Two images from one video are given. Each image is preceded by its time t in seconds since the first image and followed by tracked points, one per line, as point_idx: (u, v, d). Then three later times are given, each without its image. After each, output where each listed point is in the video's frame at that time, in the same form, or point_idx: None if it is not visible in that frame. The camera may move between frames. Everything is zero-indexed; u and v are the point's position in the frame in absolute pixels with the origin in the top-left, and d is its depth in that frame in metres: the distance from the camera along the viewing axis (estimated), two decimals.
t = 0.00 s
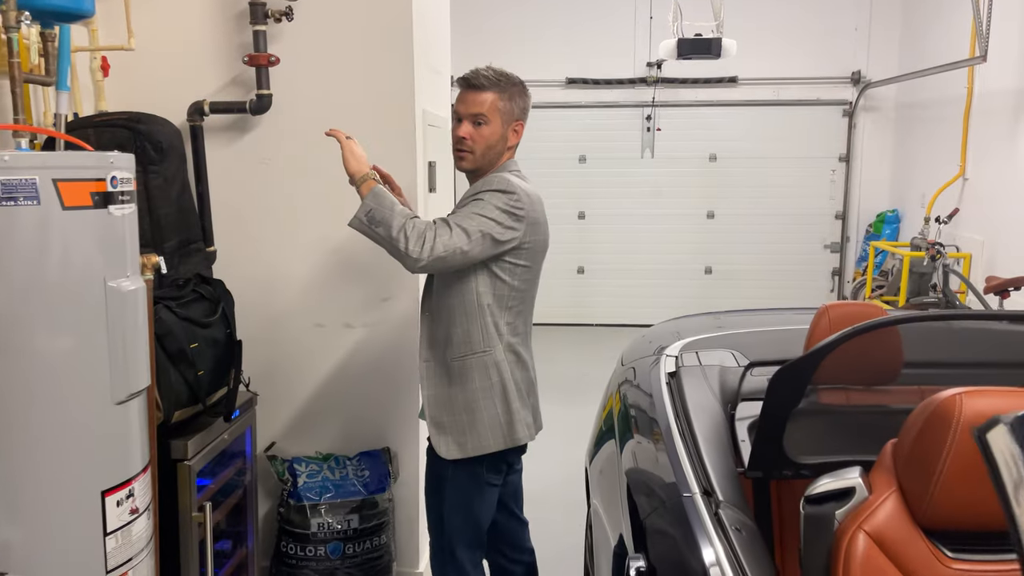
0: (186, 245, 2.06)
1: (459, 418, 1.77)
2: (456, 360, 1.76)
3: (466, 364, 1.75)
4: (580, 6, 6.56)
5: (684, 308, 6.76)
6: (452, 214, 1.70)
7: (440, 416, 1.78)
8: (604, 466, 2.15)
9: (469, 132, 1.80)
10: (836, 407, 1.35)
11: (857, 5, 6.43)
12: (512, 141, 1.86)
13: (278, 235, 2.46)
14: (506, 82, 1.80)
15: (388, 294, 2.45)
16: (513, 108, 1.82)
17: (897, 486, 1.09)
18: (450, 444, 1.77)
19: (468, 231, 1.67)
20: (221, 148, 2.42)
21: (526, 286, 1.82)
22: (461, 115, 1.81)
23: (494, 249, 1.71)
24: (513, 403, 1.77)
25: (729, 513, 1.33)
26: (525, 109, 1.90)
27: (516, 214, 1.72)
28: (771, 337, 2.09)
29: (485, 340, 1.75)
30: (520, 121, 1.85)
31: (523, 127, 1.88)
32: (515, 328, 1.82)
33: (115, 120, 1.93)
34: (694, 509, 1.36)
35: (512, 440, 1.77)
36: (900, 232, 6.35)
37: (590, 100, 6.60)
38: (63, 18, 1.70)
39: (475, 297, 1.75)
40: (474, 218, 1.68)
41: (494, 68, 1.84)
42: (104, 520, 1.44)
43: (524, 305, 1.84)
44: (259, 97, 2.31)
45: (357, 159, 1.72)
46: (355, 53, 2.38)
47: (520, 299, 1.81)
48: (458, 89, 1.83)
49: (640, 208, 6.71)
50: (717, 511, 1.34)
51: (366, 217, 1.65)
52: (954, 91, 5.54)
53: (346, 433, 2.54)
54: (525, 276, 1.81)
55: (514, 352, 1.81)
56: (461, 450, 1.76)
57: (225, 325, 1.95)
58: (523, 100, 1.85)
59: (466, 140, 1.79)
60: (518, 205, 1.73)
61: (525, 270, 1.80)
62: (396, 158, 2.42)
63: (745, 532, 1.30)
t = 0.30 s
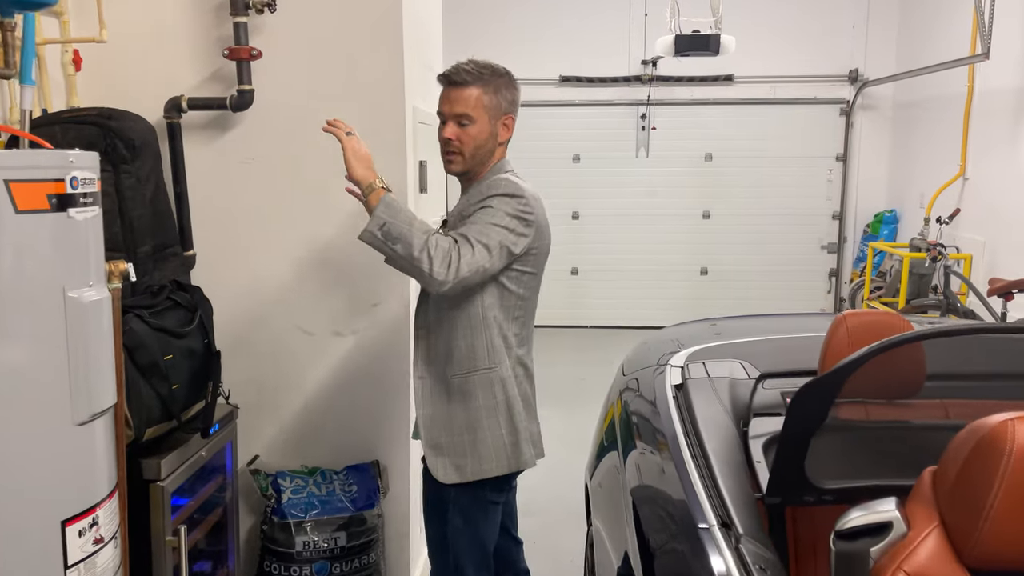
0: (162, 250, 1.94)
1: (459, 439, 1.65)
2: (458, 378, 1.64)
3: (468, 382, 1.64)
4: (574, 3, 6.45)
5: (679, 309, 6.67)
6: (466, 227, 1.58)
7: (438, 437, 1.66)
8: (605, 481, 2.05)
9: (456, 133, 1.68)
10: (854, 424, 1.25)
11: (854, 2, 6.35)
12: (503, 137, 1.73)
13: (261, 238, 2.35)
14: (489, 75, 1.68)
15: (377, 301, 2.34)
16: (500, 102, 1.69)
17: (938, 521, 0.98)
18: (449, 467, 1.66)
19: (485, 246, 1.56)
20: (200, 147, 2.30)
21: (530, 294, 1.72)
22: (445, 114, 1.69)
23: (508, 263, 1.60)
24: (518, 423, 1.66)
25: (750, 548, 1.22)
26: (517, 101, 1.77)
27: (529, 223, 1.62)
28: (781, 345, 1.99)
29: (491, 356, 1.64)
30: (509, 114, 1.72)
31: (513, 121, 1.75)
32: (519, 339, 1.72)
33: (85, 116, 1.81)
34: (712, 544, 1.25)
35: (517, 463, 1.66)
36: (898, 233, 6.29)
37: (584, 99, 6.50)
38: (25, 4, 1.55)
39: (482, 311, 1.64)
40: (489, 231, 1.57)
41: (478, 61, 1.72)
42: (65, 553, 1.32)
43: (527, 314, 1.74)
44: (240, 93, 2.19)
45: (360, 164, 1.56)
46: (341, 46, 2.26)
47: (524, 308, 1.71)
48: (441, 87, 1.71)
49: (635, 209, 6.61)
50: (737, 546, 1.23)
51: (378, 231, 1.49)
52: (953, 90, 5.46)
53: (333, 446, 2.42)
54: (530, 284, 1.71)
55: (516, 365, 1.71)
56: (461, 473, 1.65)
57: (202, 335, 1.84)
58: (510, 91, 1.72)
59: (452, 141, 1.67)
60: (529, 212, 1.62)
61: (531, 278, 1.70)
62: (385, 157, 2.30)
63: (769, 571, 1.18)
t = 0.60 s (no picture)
0: (141, 251, 1.84)
1: (443, 462, 1.55)
2: (446, 397, 1.54)
3: (459, 402, 1.54)
4: None
5: (677, 309, 6.59)
6: (487, 274, 1.47)
7: (419, 459, 1.56)
8: (608, 493, 1.95)
9: (422, 145, 1.59)
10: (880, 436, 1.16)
11: None
12: (476, 134, 1.62)
13: (248, 237, 2.25)
14: (443, 74, 1.56)
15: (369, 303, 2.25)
16: (463, 99, 1.57)
17: (986, 551, 0.86)
18: (429, 492, 1.55)
19: (515, 291, 1.48)
20: (184, 144, 2.20)
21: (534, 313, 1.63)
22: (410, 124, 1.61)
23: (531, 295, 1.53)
24: (513, 446, 1.58)
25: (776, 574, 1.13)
26: (490, 89, 1.64)
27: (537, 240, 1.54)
28: (792, 350, 1.90)
29: (488, 376, 1.55)
30: (478, 108, 1.60)
31: (487, 113, 1.63)
32: (531, 358, 1.64)
33: (59, 110, 1.71)
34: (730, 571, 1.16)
35: (507, 487, 1.58)
36: (898, 232, 6.23)
37: (580, 96, 6.41)
38: None
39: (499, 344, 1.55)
40: (510, 268, 1.48)
41: (435, 57, 1.60)
42: None
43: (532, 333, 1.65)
44: (225, 87, 2.10)
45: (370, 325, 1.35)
46: (331, 37, 2.17)
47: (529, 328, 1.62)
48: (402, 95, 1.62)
49: (632, 207, 6.52)
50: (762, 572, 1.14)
51: (436, 356, 1.40)
52: (955, 87, 5.39)
53: (323, 456, 2.32)
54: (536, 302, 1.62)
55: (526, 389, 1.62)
56: (443, 499, 1.55)
57: (184, 341, 1.74)
58: (474, 84, 1.59)
59: (419, 152, 1.59)
60: (536, 228, 1.53)
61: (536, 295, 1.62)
62: (378, 154, 2.21)
63: None
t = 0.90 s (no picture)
0: (125, 256, 1.77)
1: (455, 482, 1.47)
2: (454, 412, 1.47)
3: (468, 416, 1.47)
4: None
5: (677, 309, 6.53)
6: (488, 293, 1.42)
7: (429, 481, 1.47)
8: (613, 505, 1.88)
9: (411, 147, 1.51)
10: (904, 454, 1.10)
11: None
12: (468, 134, 1.54)
13: (237, 239, 2.17)
14: (433, 71, 1.48)
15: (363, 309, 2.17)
16: (453, 97, 1.50)
17: None
18: (441, 514, 1.47)
19: (518, 308, 1.43)
20: (170, 143, 2.12)
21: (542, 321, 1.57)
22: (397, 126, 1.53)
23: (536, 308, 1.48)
24: (528, 460, 1.51)
25: None
26: (481, 86, 1.57)
27: (542, 249, 1.47)
28: (802, 358, 1.83)
29: (499, 389, 1.48)
30: (469, 106, 1.52)
31: (479, 111, 1.55)
32: (541, 368, 1.57)
33: (37, 109, 1.63)
34: None
35: (524, 503, 1.50)
36: (899, 232, 6.17)
37: (577, 94, 6.34)
38: None
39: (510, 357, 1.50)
40: (514, 285, 1.43)
41: (423, 54, 1.52)
42: None
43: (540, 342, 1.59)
44: (213, 84, 2.02)
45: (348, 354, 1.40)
46: (324, 32, 2.09)
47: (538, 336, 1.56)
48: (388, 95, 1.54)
49: (630, 207, 6.45)
50: None
51: (415, 379, 1.41)
52: (957, 86, 5.32)
53: (317, 466, 2.25)
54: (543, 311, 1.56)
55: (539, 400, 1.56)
56: (456, 520, 1.47)
57: (169, 350, 1.66)
58: (464, 81, 1.52)
59: (408, 155, 1.51)
60: (541, 235, 1.47)
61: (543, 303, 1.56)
62: (372, 154, 2.13)
63: None
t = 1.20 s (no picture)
0: (110, 262, 1.70)
1: (456, 501, 1.41)
2: (455, 428, 1.41)
3: (470, 433, 1.41)
4: None
5: (676, 310, 6.47)
6: (486, 303, 1.35)
7: (429, 500, 1.41)
8: (618, 518, 1.81)
9: (410, 150, 1.44)
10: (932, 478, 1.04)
11: None
12: (469, 135, 1.47)
13: (228, 243, 2.10)
14: (432, 69, 1.41)
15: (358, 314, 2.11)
16: (454, 97, 1.43)
17: None
18: (441, 535, 1.41)
19: (517, 319, 1.36)
20: (158, 144, 2.05)
21: (547, 332, 1.51)
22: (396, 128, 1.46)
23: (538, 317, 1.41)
24: (531, 477, 1.44)
25: None
26: (484, 85, 1.50)
27: (545, 255, 1.40)
28: (815, 368, 1.77)
29: (502, 403, 1.42)
30: (471, 105, 1.45)
31: (481, 111, 1.48)
32: (546, 381, 1.51)
33: (17, 108, 1.56)
34: None
35: (528, 523, 1.44)
36: (901, 232, 6.11)
37: (576, 92, 6.27)
38: None
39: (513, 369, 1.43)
40: (514, 294, 1.36)
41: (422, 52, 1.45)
42: None
43: (546, 353, 1.52)
44: (202, 83, 1.95)
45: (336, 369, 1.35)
46: (318, 28, 2.02)
47: (543, 348, 1.50)
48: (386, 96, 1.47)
49: (629, 206, 6.39)
50: None
51: (408, 395, 1.35)
52: (961, 84, 5.26)
53: (312, 477, 2.18)
54: (547, 319, 1.50)
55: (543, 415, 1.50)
56: (457, 541, 1.41)
57: (156, 360, 1.59)
58: (466, 80, 1.45)
59: (407, 158, 1.44)
60: (544, 240, 1.40)
61: (547, 312, 1.49)
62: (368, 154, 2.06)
63: None
